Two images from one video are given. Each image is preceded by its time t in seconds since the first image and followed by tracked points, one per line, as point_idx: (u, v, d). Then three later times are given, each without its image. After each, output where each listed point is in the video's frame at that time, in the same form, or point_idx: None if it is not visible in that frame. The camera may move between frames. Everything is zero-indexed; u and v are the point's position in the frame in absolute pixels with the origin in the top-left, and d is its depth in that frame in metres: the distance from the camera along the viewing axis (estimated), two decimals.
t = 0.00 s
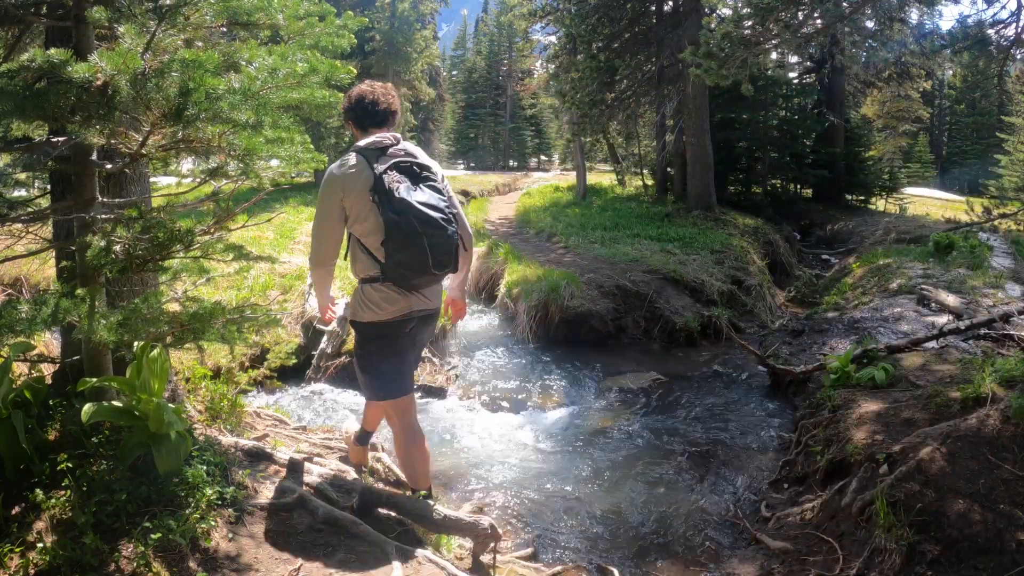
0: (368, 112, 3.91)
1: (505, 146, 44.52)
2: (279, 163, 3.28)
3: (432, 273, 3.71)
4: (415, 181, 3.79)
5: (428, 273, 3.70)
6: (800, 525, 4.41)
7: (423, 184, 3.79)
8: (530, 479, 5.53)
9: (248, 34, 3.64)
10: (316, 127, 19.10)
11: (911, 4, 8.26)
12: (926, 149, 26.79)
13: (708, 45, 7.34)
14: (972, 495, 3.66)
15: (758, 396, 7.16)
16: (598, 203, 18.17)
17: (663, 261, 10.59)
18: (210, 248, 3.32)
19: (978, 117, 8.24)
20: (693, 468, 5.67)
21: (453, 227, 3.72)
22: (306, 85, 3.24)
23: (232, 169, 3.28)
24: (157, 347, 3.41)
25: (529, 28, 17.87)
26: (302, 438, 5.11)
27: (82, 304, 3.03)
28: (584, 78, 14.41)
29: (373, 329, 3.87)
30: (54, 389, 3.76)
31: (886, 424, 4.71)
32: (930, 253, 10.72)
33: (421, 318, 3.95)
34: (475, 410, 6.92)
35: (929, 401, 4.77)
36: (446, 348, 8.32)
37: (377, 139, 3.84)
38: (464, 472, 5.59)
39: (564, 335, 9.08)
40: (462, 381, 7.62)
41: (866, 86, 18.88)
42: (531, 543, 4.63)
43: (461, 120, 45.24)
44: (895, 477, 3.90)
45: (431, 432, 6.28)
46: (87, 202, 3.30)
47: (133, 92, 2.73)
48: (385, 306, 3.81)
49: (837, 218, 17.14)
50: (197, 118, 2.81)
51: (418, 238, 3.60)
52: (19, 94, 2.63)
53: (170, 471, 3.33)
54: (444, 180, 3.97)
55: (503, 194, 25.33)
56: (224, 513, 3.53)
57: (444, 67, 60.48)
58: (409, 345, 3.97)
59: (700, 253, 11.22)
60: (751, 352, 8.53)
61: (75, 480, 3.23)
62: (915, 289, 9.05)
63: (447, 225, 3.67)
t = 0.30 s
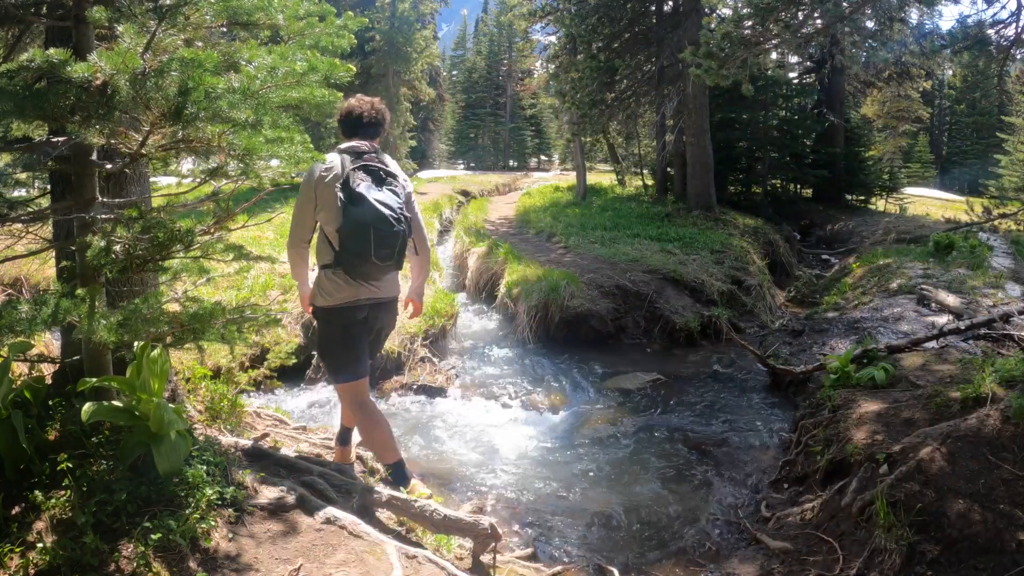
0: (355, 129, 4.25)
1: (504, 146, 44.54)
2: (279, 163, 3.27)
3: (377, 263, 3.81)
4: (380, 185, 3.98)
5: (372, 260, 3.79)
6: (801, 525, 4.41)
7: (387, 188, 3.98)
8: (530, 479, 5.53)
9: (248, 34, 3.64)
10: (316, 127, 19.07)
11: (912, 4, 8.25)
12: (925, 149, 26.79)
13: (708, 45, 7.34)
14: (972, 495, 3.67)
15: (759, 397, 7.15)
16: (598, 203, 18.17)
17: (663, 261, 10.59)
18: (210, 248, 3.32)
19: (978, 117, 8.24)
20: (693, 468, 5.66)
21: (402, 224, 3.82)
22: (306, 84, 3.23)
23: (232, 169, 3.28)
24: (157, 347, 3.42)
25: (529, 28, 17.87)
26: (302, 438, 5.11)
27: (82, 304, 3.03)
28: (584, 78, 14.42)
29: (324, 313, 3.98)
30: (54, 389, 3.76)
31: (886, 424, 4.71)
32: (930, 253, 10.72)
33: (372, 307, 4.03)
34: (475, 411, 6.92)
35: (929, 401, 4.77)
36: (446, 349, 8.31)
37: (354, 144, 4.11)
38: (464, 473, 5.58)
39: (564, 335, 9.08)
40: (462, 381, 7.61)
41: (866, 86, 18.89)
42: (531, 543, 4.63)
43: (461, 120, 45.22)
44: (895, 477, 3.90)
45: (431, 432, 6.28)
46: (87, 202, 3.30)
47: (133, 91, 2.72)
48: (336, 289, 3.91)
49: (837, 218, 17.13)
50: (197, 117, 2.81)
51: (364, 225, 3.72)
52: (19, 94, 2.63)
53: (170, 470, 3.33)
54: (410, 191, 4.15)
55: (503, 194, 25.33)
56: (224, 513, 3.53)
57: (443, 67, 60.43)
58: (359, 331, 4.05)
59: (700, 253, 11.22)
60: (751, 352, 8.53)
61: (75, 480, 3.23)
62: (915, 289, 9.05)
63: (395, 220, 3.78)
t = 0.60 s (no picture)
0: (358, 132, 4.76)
1: (504, 146, 44.54)
2: (278, 163, 3.20)
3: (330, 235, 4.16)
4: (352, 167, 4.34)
5: (323, 231, 4.15)
6: (801, 525, 4.41)
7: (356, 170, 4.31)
8: (530, 479, 5.52)
9: (248, 34, 3.63)
10: (316, 127, 19.08)
11: (912, 4, 8.26)
12: (925, 149, 26.80)
13: (708, 45, 7.32)
14: (972, 495, 3.67)
15: (759, 397, 7.15)
16: (598, 203, 18.17)
17: (664, 261, 10.58)
18: (210, 248, 3.32)
19: (978, 117, 8.23)
20: (693, 468, 5.67)
21: (355, 197, 4.13)
22: (306, 84, 3.23)
23: (232, 169, 3.28)
24: (157, 348, 3.43)
25: (529, 28, 17.86)
26: (302, 438, 5.11)
27: (82, 304, 3.03)
28: (584, 78, 14.42)
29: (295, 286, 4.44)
30: (54, 388, 3.76)
31: (886, 424, 4.71)
32: (930, 253, 10.72)
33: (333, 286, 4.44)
34: (475, 411, 6.91)
35: (929, 401, 4.77)
36: (446, 349, 8.30)
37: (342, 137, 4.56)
38: (464, 473, 5.57)
39: (564, 335, 9.07)
40: (462, 381, 7.60)
41: (866, 86, 18.90)
42: (531, 543, 4.63)
43: (461, 120, 45.22)
44: (895, 477, 3.90)
45: (431, 433, 6.27)
46: (87, 202, 3.30)
47: (133, 91, 2.72)
48: (298, 263, 4.44)
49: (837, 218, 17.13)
50: (197, 117, 2.81)
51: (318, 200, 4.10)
52: (19, 93, 2.63)
53: (169, 470, 3.34)
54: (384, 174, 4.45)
55: (503, 194, 25.32)
56: (224, 513, 3.53)
57: (443, 67, 60.38)
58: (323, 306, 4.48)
59: (700, 253, 11.22)
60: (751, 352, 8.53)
61: (75, 480, 3.23)
62: (915, 289, 9.05)
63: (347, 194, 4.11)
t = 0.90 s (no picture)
0: (352, 131, 4.92)
1: (504, 146, 44.53)
2: (278, 163, 3.21)
3: (289, 224, 4.46)
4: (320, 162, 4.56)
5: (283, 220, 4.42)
6: (801, 525, 4.41)
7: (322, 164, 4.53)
8: (530, 479, 5.52)
9: (248, 34, 3.63)
10: (316, 127, 19.07)
11: (912, 4, 8.26)
12: (925, 149, 26.80)
13: (708, 45, 7.32)
14: (973, 495, 3.67)
15: (759, 397, 7.15)
16: (598, 203, 18.16)
17: (664, 261, 10.58)
18: (210, 248, 3.32)
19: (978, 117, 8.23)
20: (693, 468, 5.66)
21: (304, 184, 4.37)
22: (306, 84, 3.23)
23: (232, 170, 3.28)
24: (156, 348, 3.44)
25: (529, 28, 17.86)
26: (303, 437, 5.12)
27: (82, 304, 3.03)
28: (584, 78, 14.42)
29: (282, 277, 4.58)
30: (54, 388, 3.76)
31: (886, 424, 4.71)
32: (930, 253, 10.72)
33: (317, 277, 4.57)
34: (475, 411, 6.90)
35: (929, 401, 4.77)
36: (446, 349, 8.30)
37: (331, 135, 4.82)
38: (464, 473, 5.57)
39: (564, 335, 9.06)
40: (462, 381, 7.60)
41: (866, 86, 18.91)
42: (531, 544, 4.63)
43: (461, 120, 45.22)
44: (895, 477, 3.90)
45: (431, 433, 6.27)
46: (87, 202, 3.29)
47: (133, 91, 2.72)
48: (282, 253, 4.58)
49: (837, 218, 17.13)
50: (197, 117, 2.81)
51: (277, 192, 4.49)
52: (19, 93, 2.63)
53: (169, 470, 3.35)
54: (354, 164, 4.54)
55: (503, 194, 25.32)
56: (223, 513, 3.53)
57: (443, 67, 60.35)
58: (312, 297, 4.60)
59: (700, 253, 11.22)
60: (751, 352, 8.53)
61: (75, 480, 3.23)
62: (915, 289, 9.05)
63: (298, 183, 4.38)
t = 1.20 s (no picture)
0: (342, 131, 4.95)
1: (504, 146, 44.56)
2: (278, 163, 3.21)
3: (278, 223, 4.50)
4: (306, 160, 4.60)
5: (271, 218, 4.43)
6: (801, 525, 4.41)
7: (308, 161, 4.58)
8: (530, 479, 5.52)
9: (248, 34, 3.62)
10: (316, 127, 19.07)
11: (911, 4, 8.26)
12: (925, 149, 26.81)
13: (708, 44, 7.31)
14: (972, 495, 3.67)
15: (759, 397, 7.15)
16: (598, 203, 18.17)
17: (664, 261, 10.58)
18: (210, 248, 3.31)
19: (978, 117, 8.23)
20: (693, 468, 5.66)
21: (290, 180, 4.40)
22: (306, 84, 3.22)
23: (232, 170, 3.28)
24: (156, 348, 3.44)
25: (529, 28, 17.86)
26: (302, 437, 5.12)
27: (82, 304, 3.02)
28: (584, 78, 14.42)
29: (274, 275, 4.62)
30: (53, 388, 3.77)
31: (886, 424, 4.71)
32: (930, 253, 10.72)
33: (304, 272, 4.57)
34: (474, 411, 6.90)
35: (929, 401, 4.77)
36: (446, 348, 8.29)
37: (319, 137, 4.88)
38: (464, 473, 5.57)
39: (564, 335, 9.06)
40: (462, 381, 7.60)
41: (865, 86, 18.91)
42: (530, 544, 4.63)
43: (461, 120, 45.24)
44: (895, 477, 3.90)
45: (431, 433, 6.26)
46: (87, 202, 3.29)
47: (133, 91, 2.72)
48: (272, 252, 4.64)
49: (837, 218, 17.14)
50: (198, 117, 2.81)
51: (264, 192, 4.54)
52: (19, 93, 2.63)
53: (169, 470, 3.36)
54: (339, 159, 4.59)
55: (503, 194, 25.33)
56: (223, 513, 3.53)
57: (443, 67, 60.34)
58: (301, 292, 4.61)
59: (700, 253, 11.22)
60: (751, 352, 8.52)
61: (75, 480, 3.23)
62: (915, 289, 9.05)
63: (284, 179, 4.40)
